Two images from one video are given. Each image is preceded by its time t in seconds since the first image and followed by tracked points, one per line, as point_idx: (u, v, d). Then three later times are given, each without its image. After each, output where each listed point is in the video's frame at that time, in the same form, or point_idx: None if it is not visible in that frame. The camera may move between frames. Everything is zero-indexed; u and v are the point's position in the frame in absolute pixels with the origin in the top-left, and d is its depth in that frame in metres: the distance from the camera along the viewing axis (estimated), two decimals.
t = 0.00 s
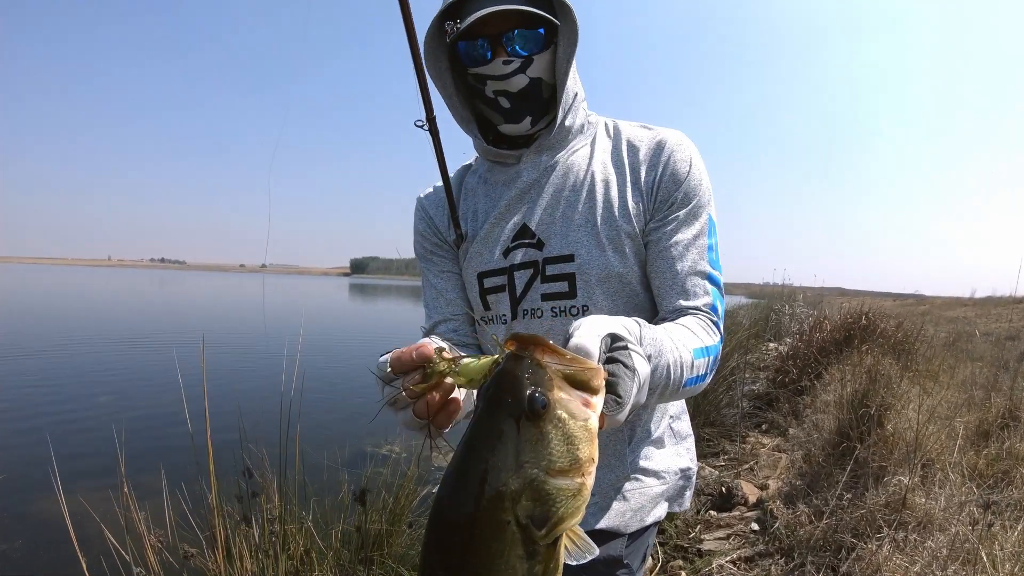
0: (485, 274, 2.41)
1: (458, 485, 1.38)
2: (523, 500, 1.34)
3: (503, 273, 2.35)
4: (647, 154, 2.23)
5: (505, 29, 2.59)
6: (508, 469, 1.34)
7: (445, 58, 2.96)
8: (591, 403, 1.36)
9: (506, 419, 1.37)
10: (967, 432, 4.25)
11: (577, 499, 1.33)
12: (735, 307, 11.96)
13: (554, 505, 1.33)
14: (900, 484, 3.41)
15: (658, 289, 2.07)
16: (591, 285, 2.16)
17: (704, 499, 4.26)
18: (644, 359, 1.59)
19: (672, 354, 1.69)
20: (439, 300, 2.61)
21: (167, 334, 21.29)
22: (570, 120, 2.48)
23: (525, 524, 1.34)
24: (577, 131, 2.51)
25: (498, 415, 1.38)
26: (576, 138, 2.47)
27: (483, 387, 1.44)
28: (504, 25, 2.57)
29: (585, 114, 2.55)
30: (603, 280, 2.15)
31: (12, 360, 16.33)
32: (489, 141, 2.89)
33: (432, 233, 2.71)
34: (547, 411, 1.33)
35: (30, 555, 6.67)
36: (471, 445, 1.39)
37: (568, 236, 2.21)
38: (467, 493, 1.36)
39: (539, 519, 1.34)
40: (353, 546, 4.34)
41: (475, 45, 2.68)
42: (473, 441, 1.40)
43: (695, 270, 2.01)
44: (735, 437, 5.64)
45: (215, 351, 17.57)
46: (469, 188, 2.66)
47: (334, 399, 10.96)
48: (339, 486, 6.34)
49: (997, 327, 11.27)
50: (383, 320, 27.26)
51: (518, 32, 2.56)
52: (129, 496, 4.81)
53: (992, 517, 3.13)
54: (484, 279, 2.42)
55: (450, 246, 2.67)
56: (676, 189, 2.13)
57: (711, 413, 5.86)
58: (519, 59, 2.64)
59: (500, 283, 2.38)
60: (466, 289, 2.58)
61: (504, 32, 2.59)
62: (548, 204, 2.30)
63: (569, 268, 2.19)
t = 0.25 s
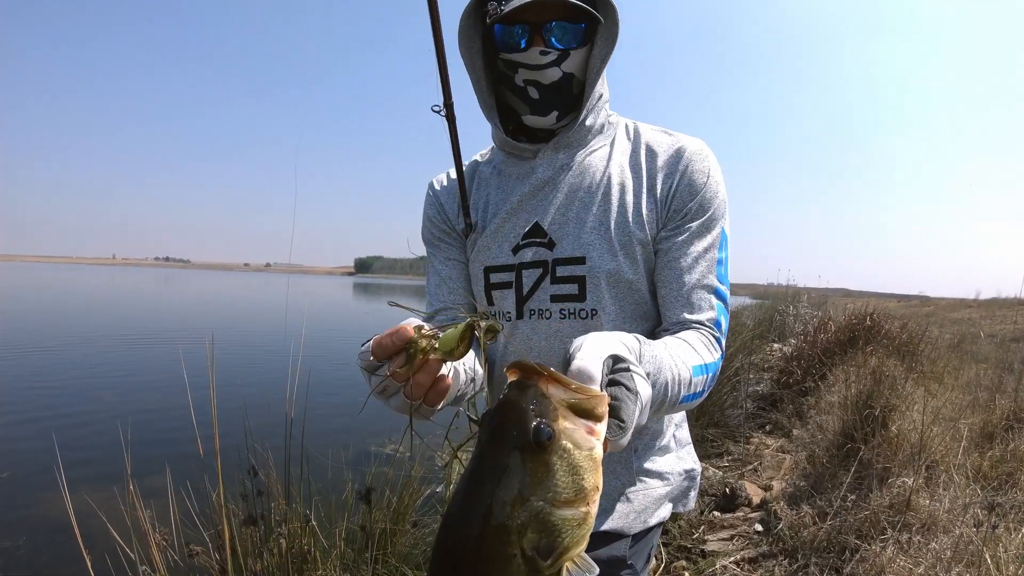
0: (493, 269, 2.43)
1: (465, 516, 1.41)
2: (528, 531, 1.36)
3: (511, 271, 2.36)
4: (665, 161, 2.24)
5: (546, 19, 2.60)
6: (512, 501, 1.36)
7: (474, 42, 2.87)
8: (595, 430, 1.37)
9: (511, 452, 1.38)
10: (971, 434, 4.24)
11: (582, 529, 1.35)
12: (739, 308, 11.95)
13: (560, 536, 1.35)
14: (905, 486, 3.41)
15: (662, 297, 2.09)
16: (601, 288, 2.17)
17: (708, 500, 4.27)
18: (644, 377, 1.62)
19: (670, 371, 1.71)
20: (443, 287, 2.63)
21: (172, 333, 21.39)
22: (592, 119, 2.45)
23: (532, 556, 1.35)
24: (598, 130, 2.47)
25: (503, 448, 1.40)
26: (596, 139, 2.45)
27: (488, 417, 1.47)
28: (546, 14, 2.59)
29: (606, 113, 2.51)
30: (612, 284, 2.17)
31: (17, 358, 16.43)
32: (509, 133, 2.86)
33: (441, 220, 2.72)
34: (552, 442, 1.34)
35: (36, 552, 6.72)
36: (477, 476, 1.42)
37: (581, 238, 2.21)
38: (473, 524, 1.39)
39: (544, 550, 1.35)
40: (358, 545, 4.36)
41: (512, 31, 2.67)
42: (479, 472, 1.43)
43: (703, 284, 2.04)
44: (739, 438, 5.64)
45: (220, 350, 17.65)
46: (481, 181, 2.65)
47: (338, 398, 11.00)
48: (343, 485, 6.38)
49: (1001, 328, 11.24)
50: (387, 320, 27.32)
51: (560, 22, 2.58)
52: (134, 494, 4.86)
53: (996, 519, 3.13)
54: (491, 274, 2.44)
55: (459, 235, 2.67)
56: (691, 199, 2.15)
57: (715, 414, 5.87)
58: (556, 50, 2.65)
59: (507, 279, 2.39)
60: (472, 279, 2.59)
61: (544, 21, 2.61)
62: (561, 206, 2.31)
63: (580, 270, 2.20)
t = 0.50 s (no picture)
0: (498, 263, 2.43)
1: (468, 535, 1.39)
2: (533, 550, 1.35)
3: (518, 266, 2.37)
4: (677, 163, 2.25)
5: (578, 11, 2.67)
6: (518, 519, 1.35)
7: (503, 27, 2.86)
8: (604, 445, 1.40)
9: (518, 468, 1.38)
10: (975, 437, 4.24)
11: (588, 546, 1.36)
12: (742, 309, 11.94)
13: (566, 553, 1.35)
14: (908, 489, 3.41)
15: (672, 298, 2.11)
16: (609, 287, 2.18)
17: (710, 502, 4.27)
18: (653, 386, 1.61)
19: (680, 377, 1.72)
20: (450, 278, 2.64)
21: (175, 330, 21.46)
22: (606, 115, 2.46)
23: None
24: (612, 129, 2.48)
25: (509, 464, 1.39)
26: (609, 137, 2.45)
27: (492, 433, 1.46)
28: (579, 6, 2.66)
29: (622, 112, 2.51)
30: (620, 283, 2.18)
31: (21, 354, 16.51)
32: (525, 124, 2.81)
33: (450, 211, 2.73)
34: (560, 458, 1.35)
35: (38, 548, 6.76)
36: (481, 493, 1.41)
37: (591, 235, 2.22)
38: (475, 544, 1.37)
39: (550, 569, 1.35)
40: (360, 544, 4.38)
41: (542, 19, 2.71)
42: (482, 489, 1.41)
43: (713, 288, 2.05)
44: (742, 440, 5.64)
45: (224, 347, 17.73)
46: (491, 175, 2.67)
47: (340, 396, 11.02)
48: (344, 483, 6.40)
49: (1006, 331, 11.20)
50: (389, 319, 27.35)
51: (591, 16, 2.64)
52: (138, 491, 4.88)
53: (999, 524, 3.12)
54: (497, 268, 2.44)
55: (467, 227, 2.68)
56: (704, 202, 2.16)
57: (718, 415, 5.87)
58: (584, 42, 2.68)
59: (513, 275, 2.40)
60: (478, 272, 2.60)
61: (576, 13, 2.67)
62: (571, 204, 2.31)
63: (589, 268, 2.22)
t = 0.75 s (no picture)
0: (497, 268, 2.43)
1: (467, 517, 1.39)
2: (533, 532, 1.34)
3: (514, 270, 2.37)
4: (670, 162, 2.23)
5: (565, 18, 2.67)
6: (516, 500, 1.35)
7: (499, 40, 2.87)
8: (604, 426, 1.38)
9: (516, 449, 1.38)
10: (976, 442, 4.23)
11: (589, 528, 1.35)
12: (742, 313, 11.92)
13: (567, 536, 1.34)
14: (909, 494, 3.40)
15: (671, 297, 2.07)
16: (606, 287, 2.16)
17: (710, 506, 4.25)
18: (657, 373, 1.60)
19: (684, 369, 1.69)
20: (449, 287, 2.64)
21: (174, 333, 21.46)
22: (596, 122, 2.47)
23: (538, 559, 1.34)
24: (604, 135, 2.49)
25: (506, 445, 1.39)
26: (602, 142, 2.46)
27: (490, 414, 1.47)
28: (566, 13, 2.66)
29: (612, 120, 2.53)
30: (618, 282, 2.16)
31: (21, 357, 16.50)
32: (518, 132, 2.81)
33: (449, 221, 2.74)
34: (558, 437, 1.35)
35: (36, 551, 6.73)
36: (478, 474, 1.41)
37: (585, 236, 2.22)
38: (474, 525, 1.37)
39: (550, 552, 1.34)
40: (359, 550, 4.36)
41: (531, 27, 2.73)
42: (480, 470, 1.42)
43: (712, 283, 2.00)
44: (742, 444, 5.63)
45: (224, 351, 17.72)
46: (487, 184, 2.68)
47: (340, 400, 11.01)
48: (344, 487, 6.38)
49: (1006, 335, 11.18)
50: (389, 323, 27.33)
51: (577, 23, 2.65)
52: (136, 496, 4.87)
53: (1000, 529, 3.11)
54: (494, 273, 2.44)
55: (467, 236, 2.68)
56: (696, 198, 2.12)
57: (718, 420, 5.88)
58: (572, 49, 2.68)
59: (512, 279, 2.39)
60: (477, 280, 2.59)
61: (564, 19, 2.67)
62: (564, 207, 2.31)
63: (584, 268, 2.21)
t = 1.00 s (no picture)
0: (492, 272, 2.42)
1: (464, 501, 1.36)
2: (531, 516, 1.33)
3: (508, 272, 2.35)
4: (655, 162, 2.21)
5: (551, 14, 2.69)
6: (516, 484, 1.33)
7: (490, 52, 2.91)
8: (604, 412, 1.36)
9: (515, 433, 1.35)
10: (976, 444, 4.22)
11: (589, 514, 1.33)
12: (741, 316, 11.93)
13: (566, 520, 1.32)
14: (909, 498, 3.38)
15: (667, 295, 2.03)
16: (598, 287, 2.13)
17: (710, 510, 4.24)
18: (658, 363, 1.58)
19: (688, 361, 1.67)
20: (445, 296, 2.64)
21: (173, 337, 21.43)
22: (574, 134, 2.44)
23: (536, 543, 1.32)
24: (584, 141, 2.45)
25: (506, 428, 1.36)
26: (580, 150, 2.43)
27: (490, 398, 1.42)
28: (552, 8, 2.68)
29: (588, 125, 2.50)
30: (611, 282, 2.12)
31: (19, 360, 16.47)
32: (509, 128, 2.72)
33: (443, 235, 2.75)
34: (558, 422, 1.32)
35: (33, 556, 6.70)
36: (478, 459, 1.37)
37: (576, 237, 2.19)
38: (473, 508, 1.35)
39: (549, 535, 1.32)
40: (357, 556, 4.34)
41: (518, 25, 2.74)
42: (479, 454, 1.38)
43: (706, 277, 1.96)
44: (742, 448, 5.62)
45: (222, 355, 17.69)
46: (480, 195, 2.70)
47: (339, 405, 10.98)
48: (342, 492, 6.36)
49: (1004, 336, 11.20)
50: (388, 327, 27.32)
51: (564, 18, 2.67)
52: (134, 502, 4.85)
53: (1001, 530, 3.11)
54: (491, 277, 2.42)
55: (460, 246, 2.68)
56: (684, 196, 2.08)
57: (717, 423, 5.88)
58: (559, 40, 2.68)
59: (506, 282, 2.37)
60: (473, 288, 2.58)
61: (550, 14, 2.69)
62: (552, 207, 2.32)
63: (577, 269, 2.17)
